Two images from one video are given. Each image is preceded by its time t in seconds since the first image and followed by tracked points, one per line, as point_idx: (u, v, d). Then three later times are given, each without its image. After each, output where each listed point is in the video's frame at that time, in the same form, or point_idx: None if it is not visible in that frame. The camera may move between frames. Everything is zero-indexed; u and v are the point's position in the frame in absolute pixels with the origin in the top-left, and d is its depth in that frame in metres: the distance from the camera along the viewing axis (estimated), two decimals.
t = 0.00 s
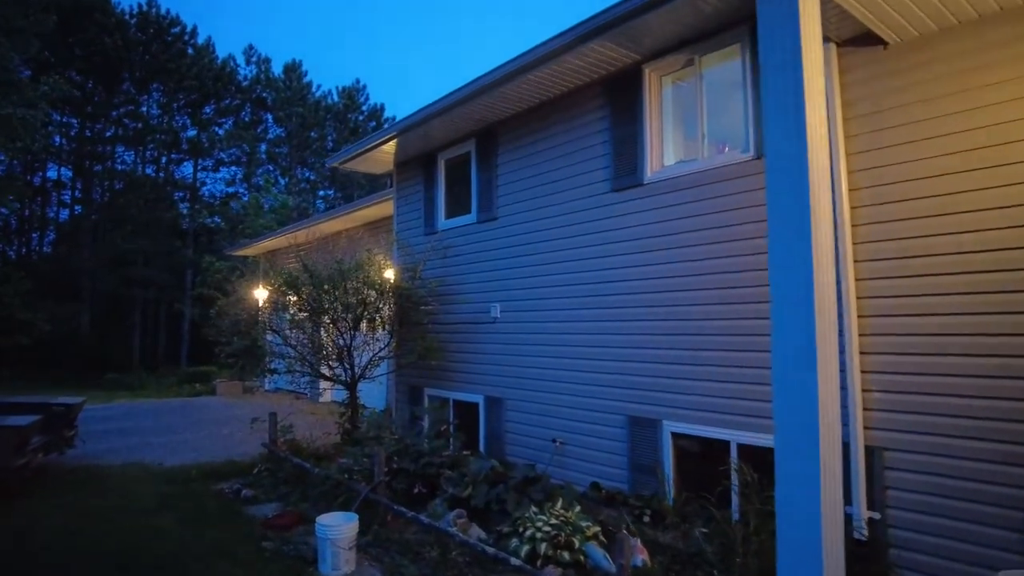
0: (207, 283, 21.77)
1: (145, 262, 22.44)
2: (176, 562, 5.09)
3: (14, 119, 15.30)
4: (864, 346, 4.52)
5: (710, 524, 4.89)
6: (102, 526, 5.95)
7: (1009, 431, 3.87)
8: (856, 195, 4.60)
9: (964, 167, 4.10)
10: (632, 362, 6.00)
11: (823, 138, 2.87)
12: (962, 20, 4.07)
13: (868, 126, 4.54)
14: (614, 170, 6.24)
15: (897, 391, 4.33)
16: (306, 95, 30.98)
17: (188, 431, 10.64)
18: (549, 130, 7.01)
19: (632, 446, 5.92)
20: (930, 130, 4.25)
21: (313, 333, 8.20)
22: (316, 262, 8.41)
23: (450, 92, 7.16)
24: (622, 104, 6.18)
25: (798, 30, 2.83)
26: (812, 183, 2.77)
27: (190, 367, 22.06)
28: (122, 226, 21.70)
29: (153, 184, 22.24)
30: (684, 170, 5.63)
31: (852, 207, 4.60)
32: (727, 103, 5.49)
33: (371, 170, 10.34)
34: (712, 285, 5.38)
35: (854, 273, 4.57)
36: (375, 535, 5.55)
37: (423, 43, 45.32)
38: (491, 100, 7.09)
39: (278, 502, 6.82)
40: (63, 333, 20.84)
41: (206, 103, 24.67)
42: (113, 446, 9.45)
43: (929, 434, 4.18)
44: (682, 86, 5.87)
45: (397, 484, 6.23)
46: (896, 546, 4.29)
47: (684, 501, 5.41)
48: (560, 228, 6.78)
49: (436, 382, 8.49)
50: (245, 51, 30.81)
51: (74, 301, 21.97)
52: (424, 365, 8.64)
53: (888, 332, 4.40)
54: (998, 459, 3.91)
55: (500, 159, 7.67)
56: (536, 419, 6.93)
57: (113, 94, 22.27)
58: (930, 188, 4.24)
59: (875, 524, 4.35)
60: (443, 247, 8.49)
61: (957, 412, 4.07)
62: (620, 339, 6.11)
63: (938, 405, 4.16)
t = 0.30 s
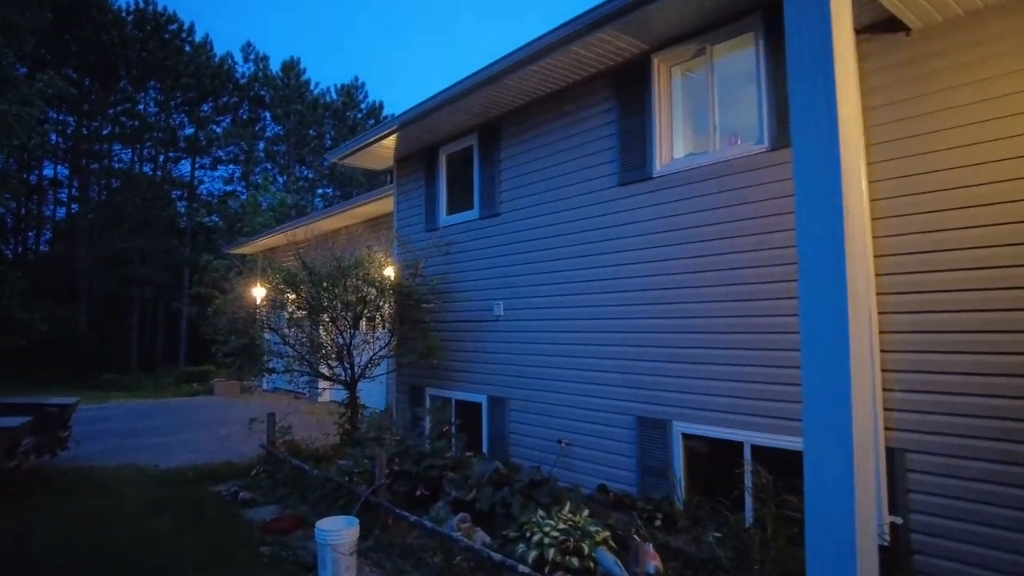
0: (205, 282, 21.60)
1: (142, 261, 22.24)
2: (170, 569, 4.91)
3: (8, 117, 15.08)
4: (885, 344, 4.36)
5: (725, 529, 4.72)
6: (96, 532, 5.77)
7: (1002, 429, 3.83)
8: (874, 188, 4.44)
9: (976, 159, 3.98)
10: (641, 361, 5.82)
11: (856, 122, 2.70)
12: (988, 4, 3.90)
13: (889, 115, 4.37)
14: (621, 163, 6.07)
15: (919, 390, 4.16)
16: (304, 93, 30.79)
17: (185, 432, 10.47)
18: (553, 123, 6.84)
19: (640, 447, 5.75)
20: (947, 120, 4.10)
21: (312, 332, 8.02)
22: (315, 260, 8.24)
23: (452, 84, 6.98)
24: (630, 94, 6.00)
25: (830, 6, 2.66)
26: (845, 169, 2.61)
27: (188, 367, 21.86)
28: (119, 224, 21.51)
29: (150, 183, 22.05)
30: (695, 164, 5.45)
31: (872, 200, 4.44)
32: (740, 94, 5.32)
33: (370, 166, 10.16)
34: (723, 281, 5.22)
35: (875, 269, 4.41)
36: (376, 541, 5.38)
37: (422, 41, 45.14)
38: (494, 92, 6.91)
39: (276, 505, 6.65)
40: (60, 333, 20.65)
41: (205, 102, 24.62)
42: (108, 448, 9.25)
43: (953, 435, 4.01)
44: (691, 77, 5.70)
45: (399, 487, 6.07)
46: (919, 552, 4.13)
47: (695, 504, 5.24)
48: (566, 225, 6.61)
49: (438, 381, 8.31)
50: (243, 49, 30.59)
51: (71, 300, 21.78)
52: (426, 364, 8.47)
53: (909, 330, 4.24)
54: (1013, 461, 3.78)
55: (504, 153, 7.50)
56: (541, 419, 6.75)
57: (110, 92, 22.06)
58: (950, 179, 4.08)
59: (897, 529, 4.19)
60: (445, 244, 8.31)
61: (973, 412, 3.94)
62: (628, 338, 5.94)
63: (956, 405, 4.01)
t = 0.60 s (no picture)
0: (203, 281, 21.45)
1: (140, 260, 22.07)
2: None
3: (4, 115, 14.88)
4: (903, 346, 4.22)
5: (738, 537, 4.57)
6: (88, 538, 5.61)
7: (1004, 433, 3.76)
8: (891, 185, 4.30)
9: (988, 157, 3.85)
10: (649, 363, 5.67)
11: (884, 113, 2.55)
12: None
13: (910, 108, 4.20)
14: (628, 158, 5.91)
15: (941, 395, 4.02)
16: (303, 91, 30.61)
17: (182, 433, 10.32)
18: (558, 119, 6.67)
19: (648, 451, 5.61)
20: (965, 115, 3.96)
21: (311, 333, 7.86)
22: (313, 259, 8.07)
23: (454, 78, 6.82)
24: (637, 89, 5.84)
25: None
26: (874, 160, 2.46)
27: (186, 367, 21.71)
28: (116, 223, 21.34)
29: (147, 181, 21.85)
30: (706, 160, 5.29)
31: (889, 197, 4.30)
32: (751, 89, 5.17)
33: (370, 163, 10.00)
34: (732, 281, 5.08)
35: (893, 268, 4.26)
36: (376, 548, 5.23)
37: (421, 39, 44.94)
38: (497, 87, 6.75)
39: (274, 510, 6.49)
40: (58, 333, 20.50)
41: (203, 100, 24.41)
42: (103, 450, 9.10)
43: (974, 441, 3.87)
44: (701, 72, 5.55)
45: (399, 492, 5.91)
46: (939, 562, 3.99)
47: (705, 511, 5.10)
48: (571, 222, 6.45)
49: (439, 383, 8.16)
50: (242, 46, 30.37)
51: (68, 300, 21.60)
52: (427, 365, 8.31)
53: (929, 332, 4.09)
54: None
55: (506, 150, 7.34)
56: (546, 422, 6.60)
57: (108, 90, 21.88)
58: (967, 176, 3.94)
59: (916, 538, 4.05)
60: (447, 242, 8.14)
61: (991, 416, 3.80)
62: (635, 339, 5.79)
63: (975, 410, 3.88)
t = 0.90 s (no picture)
0: (203, 282, 21.37)
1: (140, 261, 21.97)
2: None
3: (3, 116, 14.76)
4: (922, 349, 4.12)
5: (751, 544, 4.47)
6: (86, 544, 5.50)
7: None
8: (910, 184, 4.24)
9: (1011, 154, 3.82)
10: (657, 365, 5.56)
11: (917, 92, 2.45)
12: None
13: (930, 104, 4.16)
14: (636, 157, 5.81)
15: (964, 398, 3.96)
16: (303, 92, 30.54)
17: (182, 436, 10.21)
18: (565, 117, 6.58)
19: (657, 455, 5.51)
20: (986, 111, 3.91)
21: (312, 334, 7.75)
22: (315, 259, 7.95)
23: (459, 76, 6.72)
24: (646, 86, 5.74)
25: None
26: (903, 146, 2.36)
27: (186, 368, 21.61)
28: (116, 224, 21.23)
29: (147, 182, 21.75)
30: (717, 158, 5.19)
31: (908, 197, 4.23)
32: (763, 86, 5.07)
33: (372, 163, 9.89)
34: (742, 282, 4.97)
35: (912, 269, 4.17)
36: (380, 555, 5.12)
37: (421, 40, 44.90)
38: (502, 84, 6.65)
39: (275, 515, 6.39)
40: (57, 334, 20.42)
41: (204, 101, 24.30)
42: (102, 453, 8.98)
43: (997, 446, 3.81)
44: (710, 68, 5.45)
45: (403, 497, 5.79)
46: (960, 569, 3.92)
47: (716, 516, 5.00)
48: (577, 222, 6.35)
49: (442, 385, 8.06)
50: (242, 46, 30.27)
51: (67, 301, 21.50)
52: (430, 367, 8.21)
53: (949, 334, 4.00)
54: None
55: (511, 149, 7.24)
56: (552, 425, 6.49)
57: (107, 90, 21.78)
58: (989, 173, 3.89)
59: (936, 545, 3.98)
60: (450, 242, 8.04)
61: (1015, 422, 3.75)
62: (644, 340, 5.68)
63: (998, 414, 3.81)
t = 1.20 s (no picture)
0: (203, 283, 21.29)
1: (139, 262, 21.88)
2: None
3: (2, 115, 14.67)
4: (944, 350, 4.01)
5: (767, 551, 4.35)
6: (85, 549, 5.39)
7: None
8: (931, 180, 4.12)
9: None
10: (669, 367, 5.45)
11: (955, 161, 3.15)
12: None
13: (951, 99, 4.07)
14: (646, 155, 5.71)
15: (987, 400, 3.85)
16: (304, 92, 30.50)
17: (182, 438, 10.10)
18: (572, 114, 6.48)
19: (668, 459, 5.39)
20: (1009, 106, 3.82)
21: (315, 335, 7.64)
22: (318, 258, 7.83)
23: (466, 73, 6.63)
24: (657, 82, 5.64)
25: None
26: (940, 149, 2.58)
27: (186, 368, 21.51)
28: (116, 225, 21.13)
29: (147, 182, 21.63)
30: (729, 155, 5.09)
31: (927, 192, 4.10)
32: (777, 82, 4.96)
33: (375, 162, 9.78)
34: (755, 282, 4.87)
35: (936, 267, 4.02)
36: (386, 560, 5.01)
37: (422, 41, 44.88)
38: (509, 81, 6.55)
39: (278, 519, 6.28)
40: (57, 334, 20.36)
41: (204, 101, 24.20)
42: (101, 455, 8.87)
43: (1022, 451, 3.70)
44: (722, 64, 5.34)
45: (410, 501, 5.73)
46: None
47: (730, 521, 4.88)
48: (584, 221, 6.27)
49: (447, 387, 7.95)
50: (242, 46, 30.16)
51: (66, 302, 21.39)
52: (434, 368, 8.10)
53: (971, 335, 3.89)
54: None
55: (518, 148, 7.14)
56: (560, 428, 6.38)
57: (108, 90, 21.70)
58: (1015, 169, 3.78)
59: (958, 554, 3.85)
60: (455, 242, 7.94)
61: None
62: (654, 340, 5.57)
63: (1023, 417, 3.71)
